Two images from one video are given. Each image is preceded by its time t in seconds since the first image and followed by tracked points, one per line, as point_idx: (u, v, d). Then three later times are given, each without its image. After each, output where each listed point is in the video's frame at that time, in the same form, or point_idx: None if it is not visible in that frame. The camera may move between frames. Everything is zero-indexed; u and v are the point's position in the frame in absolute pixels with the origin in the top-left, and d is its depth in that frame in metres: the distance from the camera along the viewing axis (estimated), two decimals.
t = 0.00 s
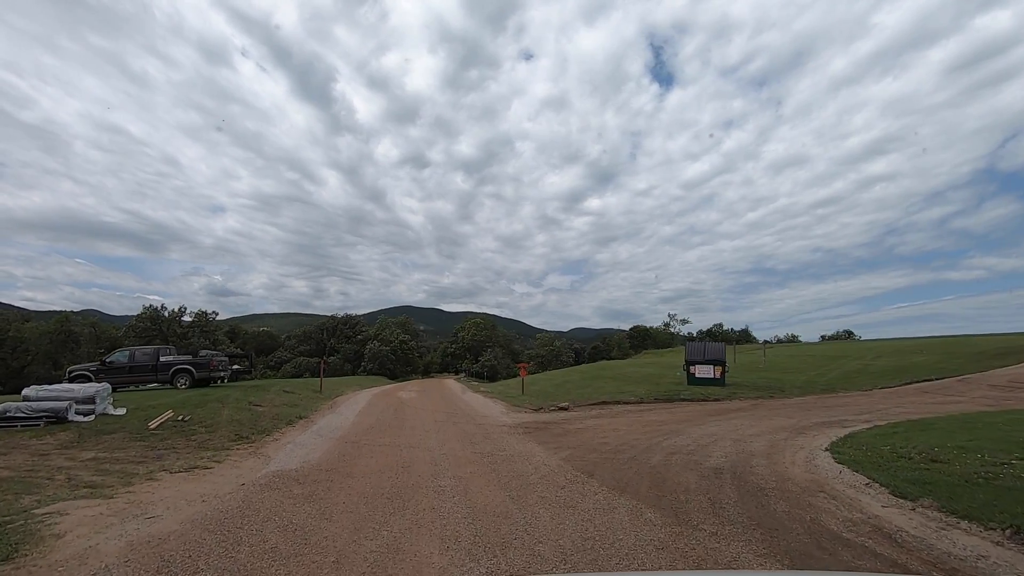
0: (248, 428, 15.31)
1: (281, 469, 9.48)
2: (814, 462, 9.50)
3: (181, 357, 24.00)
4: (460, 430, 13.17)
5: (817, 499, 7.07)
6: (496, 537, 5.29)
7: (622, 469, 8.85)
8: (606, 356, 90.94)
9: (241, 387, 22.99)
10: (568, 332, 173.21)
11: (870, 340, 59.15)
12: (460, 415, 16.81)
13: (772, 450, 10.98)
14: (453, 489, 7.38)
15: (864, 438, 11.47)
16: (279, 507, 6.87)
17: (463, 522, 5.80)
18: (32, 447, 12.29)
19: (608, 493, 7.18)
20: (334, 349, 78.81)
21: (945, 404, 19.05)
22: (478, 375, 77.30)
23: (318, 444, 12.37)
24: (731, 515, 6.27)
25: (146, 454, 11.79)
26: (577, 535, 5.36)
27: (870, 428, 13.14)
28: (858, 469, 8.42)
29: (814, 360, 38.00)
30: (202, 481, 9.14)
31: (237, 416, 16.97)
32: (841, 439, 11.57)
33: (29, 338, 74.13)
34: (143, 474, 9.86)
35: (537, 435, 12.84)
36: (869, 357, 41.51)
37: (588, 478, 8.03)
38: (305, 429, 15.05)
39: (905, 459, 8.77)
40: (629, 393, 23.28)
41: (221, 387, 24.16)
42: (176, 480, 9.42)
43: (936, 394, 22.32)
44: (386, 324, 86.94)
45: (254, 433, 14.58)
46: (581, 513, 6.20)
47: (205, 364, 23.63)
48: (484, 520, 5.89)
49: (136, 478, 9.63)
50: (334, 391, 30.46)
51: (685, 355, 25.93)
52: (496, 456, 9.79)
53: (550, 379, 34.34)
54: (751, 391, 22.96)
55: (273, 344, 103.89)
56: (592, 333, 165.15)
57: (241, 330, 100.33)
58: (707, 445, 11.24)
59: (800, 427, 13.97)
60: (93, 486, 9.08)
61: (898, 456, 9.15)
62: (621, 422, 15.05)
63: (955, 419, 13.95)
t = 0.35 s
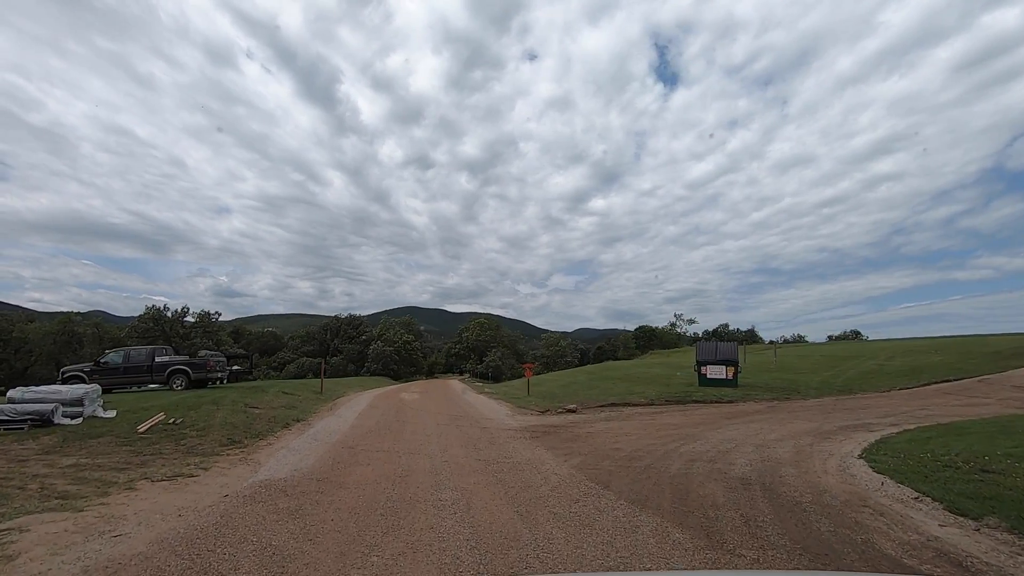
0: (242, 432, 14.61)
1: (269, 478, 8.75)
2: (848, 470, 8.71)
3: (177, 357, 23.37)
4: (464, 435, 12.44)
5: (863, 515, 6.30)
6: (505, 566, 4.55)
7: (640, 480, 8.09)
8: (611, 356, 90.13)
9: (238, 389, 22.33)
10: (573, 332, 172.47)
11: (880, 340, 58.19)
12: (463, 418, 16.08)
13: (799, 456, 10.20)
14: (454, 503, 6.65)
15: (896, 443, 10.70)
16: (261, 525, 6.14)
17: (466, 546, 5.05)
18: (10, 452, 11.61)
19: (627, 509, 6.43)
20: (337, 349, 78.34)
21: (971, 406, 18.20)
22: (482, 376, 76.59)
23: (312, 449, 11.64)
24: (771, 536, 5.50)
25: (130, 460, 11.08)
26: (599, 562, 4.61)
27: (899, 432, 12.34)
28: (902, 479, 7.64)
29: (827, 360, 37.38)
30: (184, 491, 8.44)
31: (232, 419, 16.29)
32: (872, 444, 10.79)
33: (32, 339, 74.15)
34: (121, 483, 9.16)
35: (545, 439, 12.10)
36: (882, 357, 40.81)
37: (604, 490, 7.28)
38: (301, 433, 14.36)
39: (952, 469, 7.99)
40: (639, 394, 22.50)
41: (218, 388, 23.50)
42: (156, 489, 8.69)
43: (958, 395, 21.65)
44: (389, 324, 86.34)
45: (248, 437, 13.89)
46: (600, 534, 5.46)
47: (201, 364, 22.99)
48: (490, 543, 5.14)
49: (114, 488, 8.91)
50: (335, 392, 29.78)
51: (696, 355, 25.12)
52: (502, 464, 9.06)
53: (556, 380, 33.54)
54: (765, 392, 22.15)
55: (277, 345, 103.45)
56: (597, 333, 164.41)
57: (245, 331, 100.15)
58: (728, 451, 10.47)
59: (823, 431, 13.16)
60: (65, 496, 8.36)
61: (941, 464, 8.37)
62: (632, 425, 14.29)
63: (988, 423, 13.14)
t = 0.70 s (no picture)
0: (235, 436, 13.91)
1: (255, 489, 8.02)
2: (889, 481, 7.92)
3: (173, 358, 22.73)
4: (467, 440, 11.70)
5: (922, 539, 5.53)
6: None
7: (661, 493, 7.34)
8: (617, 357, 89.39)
9: (235, 390, 21.66)
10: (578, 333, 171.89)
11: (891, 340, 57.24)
12: (468, 421, 15.36)
13: (831, 465, 9.42)
14: (457, 522, 5.90)
15: (934, 450, 9.93)
16: (236, 547, 5.40)
17: None
18: None
19: (651, 529, 5.68)
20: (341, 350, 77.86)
21: (999, 410, 17.42)
22: (487, 377, 75.94)
23: (306, 456, 10.92)
24: (823, 565, 4.74)
25: (111, 468, 10.38)
26: None
27: (933, 438, 11.51)
28: (955, 493, 6.87)
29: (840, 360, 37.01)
30: (162, 503, 7.71)
31: (226, 421, 15.59)
32: (907, 452, 10.03)
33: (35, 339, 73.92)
34: (97, 495, 8.42)
35: (553, 445, 11.34)
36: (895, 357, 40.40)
37: (623, 506, 6.54)
38: (297, 437, 13.65)
39: (1008, 481, 7.22)
40: (649, 396, 21.79)
41: (215, 389, 22.84)
42: (132, 502, 7.97)
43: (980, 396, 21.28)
44: (393, 324, 85.72)
45: (241, 442, 13.19)
46: (623, 562, 4.71)
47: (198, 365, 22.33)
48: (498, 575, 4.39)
49: (87, 499, 8.19)
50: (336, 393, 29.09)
51: (708, 356, 24.31)
52: (508, 474, 8.31)
53: (563, 381, 32.77)
54: (781, 394, 21.40)
55: (281, 345, 102.97)
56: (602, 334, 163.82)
57: (248, 332, 99.83)
58: (753, 459, 9.70)
59: (850, 436, 12.38)
60: (32, 509, 7.64)
61: (994, 475, 7.60)
62: (646, 430, 13.53)
63: None
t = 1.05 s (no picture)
0: (227, 439, 13.24)
1: (238, 502, 7.31)
2: (938, 494, 7.14)
3: (169, 357, 22.10)
4: (471, 445, 10.98)
5: (998, 566, 4.76)
6: None
7: (685, 508, 6.59)
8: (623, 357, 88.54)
9: (232, 391, 21.03)
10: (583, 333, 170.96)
11: (903, 340, 56.24)
12: (471, 424, 14.61)
13: (866, 474, 8.64)
14: (458, 544, 5.17)
15: (978, 457, 9.14)
16: None
17: None
18: None
19: (681, 554, 4.93)
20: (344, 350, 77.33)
21: None
22: (491, 377, 75.24)
23: (298, 463, 10.21)
24: None
25: (91, 475, 9.69)
26: None
27: (970, 443, 10.73)
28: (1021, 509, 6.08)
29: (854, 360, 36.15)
30: (135, 517, 7.00)
31: (219, 424, 14.94)
32: (947, 459, 9.24)
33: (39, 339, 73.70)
34: (69, 506, 7.75)
35: (563, 450, 10.61)
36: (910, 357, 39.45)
37: (645, 524, 5.80)
38: (291, 441, 12.93)
39: None
40: (659, 397, 21.02)
41: (212, 390, 22.20)
42: (103, 515, 7.26)
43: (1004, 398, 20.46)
44: (397, 324, 85.12)
45: (232, 445, 12.52)
46: None
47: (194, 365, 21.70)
48: None
49: (56, 512, 7.48)
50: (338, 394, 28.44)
51: (720, 355, 23.52)
52: (514, 484, 7.59)
53: (569, 381, 32.04)
54: (797, 395, 20.60)
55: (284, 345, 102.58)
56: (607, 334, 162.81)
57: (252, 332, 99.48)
58: (781, 467, 8.93)
59: (880, 441, 11.58)
60: None
61: None
62: (661, 433, 12.75)
63: None
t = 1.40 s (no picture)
0: (220, 444, 12.58)
1: (220, 517, 6.61)
2: (1000, 510, 6.36)
3: (166, 357, 21.51)
4: (476, 451, 10.26)
5: None
6: None
7: (719, 526, 5.83)
8: (630, 357, 87.68)
9: (231, 392, 20.40)
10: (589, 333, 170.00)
11: (918, 339, 55.14)
12: (478, 427, 13.89)
13: (912, 484, 7.85)
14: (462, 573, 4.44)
15: None
16: None
17: None
18: None
19: None
20: (349, 350, 76.87)
21: None
22: (497, 377, 74.54)
23: (292, 470, 9.52)
24: None
25: (68, 483, 9.04)
26: None
27: (1016, 449, 9.92)
28: None
29: (870, 360, 35.20)
30: (105, 535, 6.31)
31: (213, 427, 14.29)
32: (997, 467, 8.44)
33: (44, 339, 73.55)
34: (36, 519, 7.07)
35: (576, 456, 9.88)
36: (927, 357, 38.42)
37: (678, 548, 5.05)
38: (287, 446, 12.25)
39: None
40: (672, 398, 20.25)
41: (210, 391, 21.57)
42: (70, 531, 6.56)
43: None
44: (402, 324, 84.52)
45: (225, 450, 11.86)
46: None
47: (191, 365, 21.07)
48: None
49: (20, 527, 6.80)
50: (341, 395, 27.76)
51: (734, 355, 22.71)
52: (525, 497, 6.86)
53: (577, 381, 31.27)
54: (815, 396, 19.78)
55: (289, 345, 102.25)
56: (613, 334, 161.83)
57: (257, 333, 99.35)
58: (816, 477, 8.15)
59: (916, 447, 10.76)
60: None
61: None
62: (678, 437, 11.99)
63: None
